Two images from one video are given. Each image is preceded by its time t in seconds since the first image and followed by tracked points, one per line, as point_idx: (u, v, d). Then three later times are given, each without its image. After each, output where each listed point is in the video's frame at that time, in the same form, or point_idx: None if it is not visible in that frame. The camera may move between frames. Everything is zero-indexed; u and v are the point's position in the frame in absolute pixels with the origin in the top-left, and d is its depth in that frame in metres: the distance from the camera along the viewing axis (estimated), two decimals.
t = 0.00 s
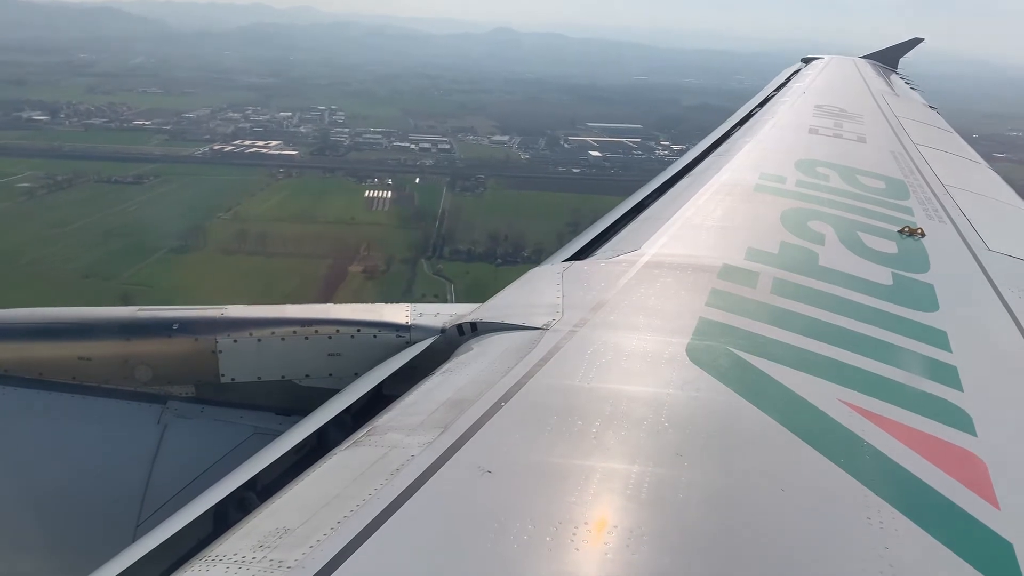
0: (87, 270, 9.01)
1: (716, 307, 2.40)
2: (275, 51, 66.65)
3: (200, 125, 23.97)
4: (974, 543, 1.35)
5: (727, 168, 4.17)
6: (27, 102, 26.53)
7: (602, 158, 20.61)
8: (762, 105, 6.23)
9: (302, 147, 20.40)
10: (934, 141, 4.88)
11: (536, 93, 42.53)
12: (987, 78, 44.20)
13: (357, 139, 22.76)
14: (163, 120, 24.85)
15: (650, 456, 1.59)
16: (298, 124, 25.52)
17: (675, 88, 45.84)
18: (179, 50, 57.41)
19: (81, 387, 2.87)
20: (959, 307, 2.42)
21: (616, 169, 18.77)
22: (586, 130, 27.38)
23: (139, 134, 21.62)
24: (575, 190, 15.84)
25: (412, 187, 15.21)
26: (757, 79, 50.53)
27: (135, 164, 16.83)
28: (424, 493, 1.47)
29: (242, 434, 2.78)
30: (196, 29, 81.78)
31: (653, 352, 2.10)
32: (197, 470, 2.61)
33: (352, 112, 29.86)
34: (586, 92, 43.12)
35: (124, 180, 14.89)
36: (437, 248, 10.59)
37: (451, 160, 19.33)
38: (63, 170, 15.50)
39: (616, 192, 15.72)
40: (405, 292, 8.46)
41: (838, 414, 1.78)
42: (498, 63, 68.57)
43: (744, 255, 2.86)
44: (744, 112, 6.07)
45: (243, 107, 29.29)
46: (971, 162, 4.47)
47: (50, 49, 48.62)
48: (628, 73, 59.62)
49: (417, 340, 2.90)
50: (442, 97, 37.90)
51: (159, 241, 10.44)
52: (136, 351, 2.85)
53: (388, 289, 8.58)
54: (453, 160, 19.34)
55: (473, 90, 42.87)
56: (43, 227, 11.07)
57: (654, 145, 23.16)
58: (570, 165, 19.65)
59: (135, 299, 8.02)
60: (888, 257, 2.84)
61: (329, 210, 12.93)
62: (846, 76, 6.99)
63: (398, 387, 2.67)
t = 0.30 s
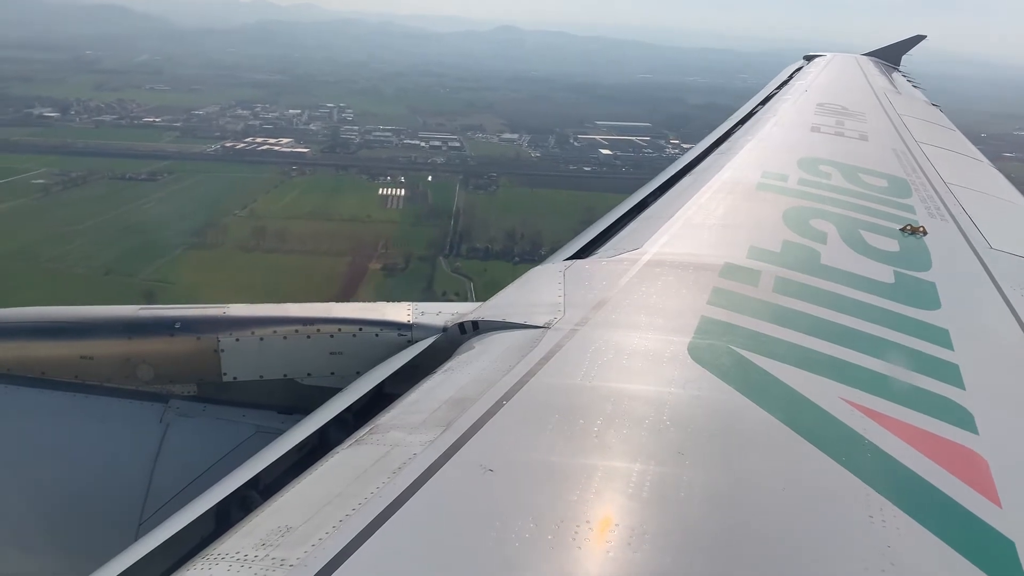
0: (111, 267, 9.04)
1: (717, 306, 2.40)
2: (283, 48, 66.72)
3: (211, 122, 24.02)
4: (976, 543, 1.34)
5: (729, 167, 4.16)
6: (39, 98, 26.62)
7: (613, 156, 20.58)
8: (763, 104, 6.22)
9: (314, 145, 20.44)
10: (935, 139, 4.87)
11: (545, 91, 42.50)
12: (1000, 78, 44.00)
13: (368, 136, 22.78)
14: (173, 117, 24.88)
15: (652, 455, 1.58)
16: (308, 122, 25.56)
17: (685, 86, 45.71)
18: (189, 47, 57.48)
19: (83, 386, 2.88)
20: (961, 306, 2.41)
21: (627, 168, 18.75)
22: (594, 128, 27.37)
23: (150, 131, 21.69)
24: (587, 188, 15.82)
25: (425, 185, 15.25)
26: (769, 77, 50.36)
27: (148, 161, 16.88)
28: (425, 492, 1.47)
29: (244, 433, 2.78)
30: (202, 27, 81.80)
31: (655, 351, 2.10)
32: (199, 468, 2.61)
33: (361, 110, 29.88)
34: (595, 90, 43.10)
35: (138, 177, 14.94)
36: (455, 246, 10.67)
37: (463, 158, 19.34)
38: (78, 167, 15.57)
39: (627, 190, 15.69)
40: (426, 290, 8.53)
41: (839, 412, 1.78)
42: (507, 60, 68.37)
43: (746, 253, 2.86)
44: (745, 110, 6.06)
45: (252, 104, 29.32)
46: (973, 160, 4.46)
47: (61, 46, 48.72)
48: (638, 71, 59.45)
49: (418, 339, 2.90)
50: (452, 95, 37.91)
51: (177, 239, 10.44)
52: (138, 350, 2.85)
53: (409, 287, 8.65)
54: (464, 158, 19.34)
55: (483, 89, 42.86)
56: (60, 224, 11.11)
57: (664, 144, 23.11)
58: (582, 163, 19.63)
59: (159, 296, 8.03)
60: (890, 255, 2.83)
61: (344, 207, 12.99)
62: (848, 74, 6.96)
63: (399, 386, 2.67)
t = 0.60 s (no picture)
0: (130, 267, 9.07)
1: (719, 301, 2.40)
2: (292, 48, 66.84)
3: (222, 122, 24.09)
4: (976, 538, 1.35)
5: (730, 163, 4.15)
6: (52, 97, 26.78)
7: (624, 158, 20.55)
8: (764, 100, 6.20)
9: (325, 145, 20.47)
10: (937, 135, 4.86)
11: (555, 92, 42.45)
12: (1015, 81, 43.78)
13: (379, 137, 22.80)
14: (183, 117, 24.97)
15: (653, 451, 1.59)
16: (318, 122, 25.61)
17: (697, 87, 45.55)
18: (199, 48, 57.66)
19: (85, 382, 2.89)
20: (962, 302, 2.41)
21: (638, 169, 18.73)
22: (604, 129, 27.34)
23: (161, 130, 21.77)
24: (599, 190, 15.79)
25: (439, 186, 15.28)
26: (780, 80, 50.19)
27: (163, 161, 16.96)
28: (426, 487, 1.47)
29: (246, 428, 2.79)
30: (211, 27, 81.96)
31: (656, 347, 2.10)
32: (201, 464, 2.62)
33: (370, 110, 29.92)
34: (605, 91, 43.08)
35: (152, 176, 15.01)
36: (473, 246, 10.72)
37: (474, 159, 19.35)
38: (93, 167, 15.67)
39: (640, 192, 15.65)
40: (446, 290, 8.58)
41: (840, 408, 1.78)
42: (517, 62, 68.23)
43: (747, 249, 2.85)
44: (747, 106, 6.05)
45: (261, 104, 29.39)
46: (974, 156, 4.45)
47: (73, 47, 48.97)
48: (649, 74, 59.30)
49: (419, 335, 2.91)
50: (461, 96, 37.91)
51: (194, 239, 10.44)
52: (140, 346, 2.86)
53: (429, 288, 8.70)
54: (476, 159, 19.34)
55: (492, 89, 42.85)
56: (78, 223, 11.17)
57: (674, 145, 23.04)
58: (593, 164, 19.61)
59: (180, 296, 8.03)
60: (892, 251, 2.83)
61: (360, 207, 13.04)
62: (848, 71, 6.94)
63: (400, 381, 2.68)
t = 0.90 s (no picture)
0: (151, 271, 9.10)
1: (718, 299, 2.40)
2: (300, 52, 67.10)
3: (232, 126, 24.18)
4: (975, 535, 1.35)
5: (729, 160, 4.15)
6: (64, 102, 26.95)
7: (635, 163, 20.49)
8: (764, 97, 6.19)
9: (337, 149, 20.50)
10: (936, 132, 4.86)
11: (565, 97, 42.41)
12: None
13: (390, 141, 22.83)
14: (194, 121, 25.11)
15: (653, 448, 1.59)
16: (328, 126, 25.70)
17: (709, 93, 45.36)
18: (210, 53, 58.01)
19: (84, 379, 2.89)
20: (961, 299, 2.41)
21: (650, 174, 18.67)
22: (613, 133, 27.31)
23: (172, 135, 21.87)
24: (612, 195, 15.74)
25: (453, 191, 15.30)
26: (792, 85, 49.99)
27: (177, 165, 17.04)
28: (425, 484, 1.47)
29: (245, 425, 2.79)
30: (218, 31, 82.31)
31: (655, 343, 2.10)
32: (200, 460, 2.62)
33: (380, 115, 29.98)
34: (614, 96, 43.09)
35: (167, 180, 15.08)
36: (491, 250, 10.76)
37: (485, 164, 19.33)
38: (110, 171, 15.78)
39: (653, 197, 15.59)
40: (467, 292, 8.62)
41: (839, 405, 1.78)
42: (527, 67, 68.11)
43: (746, 246, 2.85)
44: (746, 103, 6.04)
45: (271, 108, 29.52)
46: (975, 153, 4.44)
47: (86, 52, 49.38)
48: (659, 79, 59.15)
49: (418, 332, 2.90)
50: (471, 101, 37.91)
51: (213, 243, 10.47)
52: (138, 342, 2.86)
53: (449, 291, 8.73)
54: (487, 164, 19.32)
55: (502, 94, 42.84)
56: (97, 227, 11.26)
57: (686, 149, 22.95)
58: (604, 169, 19.56)
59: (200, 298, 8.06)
60: (891, 248, 2.83)
61: (377, 212, 13.09)
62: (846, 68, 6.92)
63: (400, 378, 2.67)
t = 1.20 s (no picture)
0: (173, 276, 9.14)
1: (718, 296, 2.40)
2: (310, 60, 67.30)
3: (245, 134, 24.29)
4: (973, 532, 1.36)
5: (728, 158, 4.15)
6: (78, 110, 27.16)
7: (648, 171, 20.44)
8: (763, 96, 6.18)
9: (350, 157, 20.54)
10: (936, 131, 4.85)
11: (577, 105, 42.41)
12: None
13: (401, 149, 22.86)
14: (206, 128, 25.23)
15: (654, 446, 1.59)
16: (339, 134, 25.76)
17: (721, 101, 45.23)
18: (223, 61, 58.25)
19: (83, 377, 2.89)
20: (959, 297, 2.42)
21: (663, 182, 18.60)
22: (624, 141, 27.24)
23: (185, 142, 21.98)
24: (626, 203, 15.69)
25: (467, 199, 15.31)
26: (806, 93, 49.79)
27: (192, 172, 17.11)
28: (425, 482, 1.47)
29: (245, 423, 2.79)
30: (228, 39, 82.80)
31: (655, 341, 2.11)
32: (201, 457, 2.62)
33: (390, 123, 30.02)
34: (627, 104, 43.03)
35: (184, 188, 15.15)
36: (509, 257, 10.80)
37: (498, 172, 19.33)
38: (127, 178, 15.89)
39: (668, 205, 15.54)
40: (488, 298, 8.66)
41: (839, 402, 1.79)
42: (540, 77, 67.92)
43: (746, 244, 2.86)
44: (746, 102, 6.05)
45: (282, 116, 29.60)
46: (975, 151, 4.45)
47: (98, 61, 49.79)
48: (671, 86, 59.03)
49: (418, 329, 2.91)
50: (483, 109, 37.97)
51: (234, 250, 10.50)
52: (138, 340, 2.87)
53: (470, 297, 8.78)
54: (500, 172, 19.32)
55: (513, 102, 42.87)
56: (118, 233, 11.31)
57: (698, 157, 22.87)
58: (617, 177, 19.52)
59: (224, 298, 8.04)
60: (890, 246, 2.84)
61: (393, 219, 13.14)
62: (846, 67, 6.92)
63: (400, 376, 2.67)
